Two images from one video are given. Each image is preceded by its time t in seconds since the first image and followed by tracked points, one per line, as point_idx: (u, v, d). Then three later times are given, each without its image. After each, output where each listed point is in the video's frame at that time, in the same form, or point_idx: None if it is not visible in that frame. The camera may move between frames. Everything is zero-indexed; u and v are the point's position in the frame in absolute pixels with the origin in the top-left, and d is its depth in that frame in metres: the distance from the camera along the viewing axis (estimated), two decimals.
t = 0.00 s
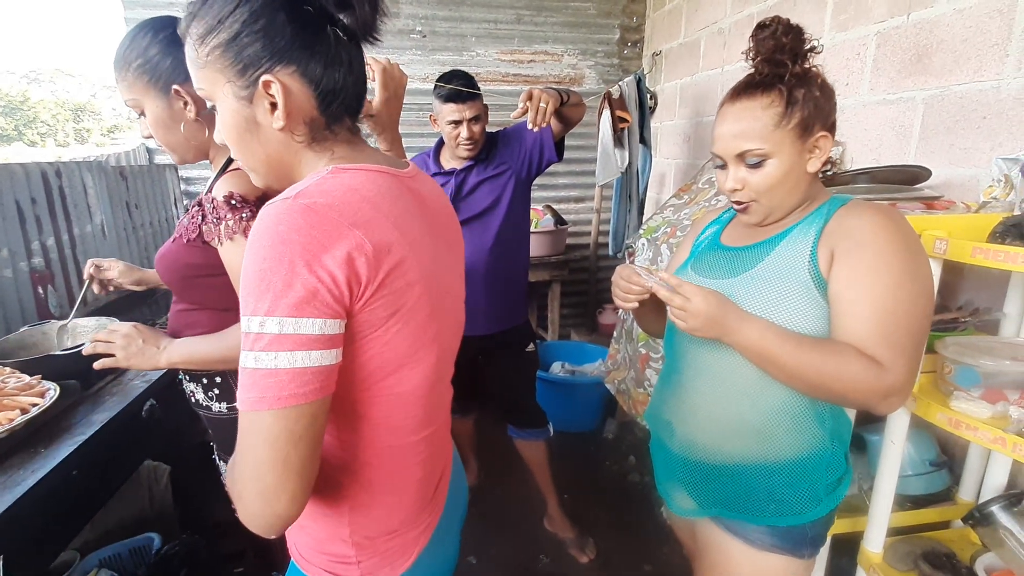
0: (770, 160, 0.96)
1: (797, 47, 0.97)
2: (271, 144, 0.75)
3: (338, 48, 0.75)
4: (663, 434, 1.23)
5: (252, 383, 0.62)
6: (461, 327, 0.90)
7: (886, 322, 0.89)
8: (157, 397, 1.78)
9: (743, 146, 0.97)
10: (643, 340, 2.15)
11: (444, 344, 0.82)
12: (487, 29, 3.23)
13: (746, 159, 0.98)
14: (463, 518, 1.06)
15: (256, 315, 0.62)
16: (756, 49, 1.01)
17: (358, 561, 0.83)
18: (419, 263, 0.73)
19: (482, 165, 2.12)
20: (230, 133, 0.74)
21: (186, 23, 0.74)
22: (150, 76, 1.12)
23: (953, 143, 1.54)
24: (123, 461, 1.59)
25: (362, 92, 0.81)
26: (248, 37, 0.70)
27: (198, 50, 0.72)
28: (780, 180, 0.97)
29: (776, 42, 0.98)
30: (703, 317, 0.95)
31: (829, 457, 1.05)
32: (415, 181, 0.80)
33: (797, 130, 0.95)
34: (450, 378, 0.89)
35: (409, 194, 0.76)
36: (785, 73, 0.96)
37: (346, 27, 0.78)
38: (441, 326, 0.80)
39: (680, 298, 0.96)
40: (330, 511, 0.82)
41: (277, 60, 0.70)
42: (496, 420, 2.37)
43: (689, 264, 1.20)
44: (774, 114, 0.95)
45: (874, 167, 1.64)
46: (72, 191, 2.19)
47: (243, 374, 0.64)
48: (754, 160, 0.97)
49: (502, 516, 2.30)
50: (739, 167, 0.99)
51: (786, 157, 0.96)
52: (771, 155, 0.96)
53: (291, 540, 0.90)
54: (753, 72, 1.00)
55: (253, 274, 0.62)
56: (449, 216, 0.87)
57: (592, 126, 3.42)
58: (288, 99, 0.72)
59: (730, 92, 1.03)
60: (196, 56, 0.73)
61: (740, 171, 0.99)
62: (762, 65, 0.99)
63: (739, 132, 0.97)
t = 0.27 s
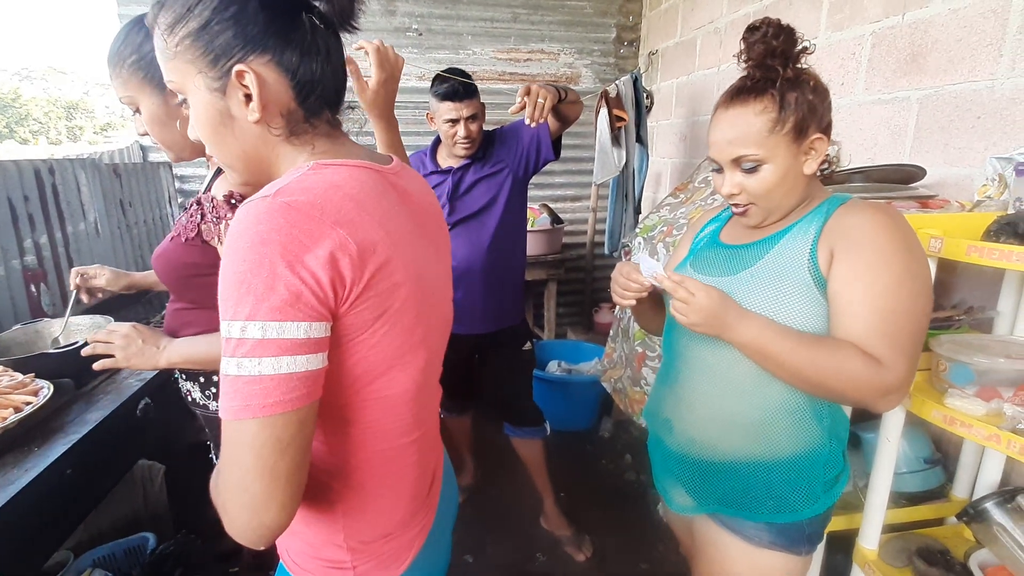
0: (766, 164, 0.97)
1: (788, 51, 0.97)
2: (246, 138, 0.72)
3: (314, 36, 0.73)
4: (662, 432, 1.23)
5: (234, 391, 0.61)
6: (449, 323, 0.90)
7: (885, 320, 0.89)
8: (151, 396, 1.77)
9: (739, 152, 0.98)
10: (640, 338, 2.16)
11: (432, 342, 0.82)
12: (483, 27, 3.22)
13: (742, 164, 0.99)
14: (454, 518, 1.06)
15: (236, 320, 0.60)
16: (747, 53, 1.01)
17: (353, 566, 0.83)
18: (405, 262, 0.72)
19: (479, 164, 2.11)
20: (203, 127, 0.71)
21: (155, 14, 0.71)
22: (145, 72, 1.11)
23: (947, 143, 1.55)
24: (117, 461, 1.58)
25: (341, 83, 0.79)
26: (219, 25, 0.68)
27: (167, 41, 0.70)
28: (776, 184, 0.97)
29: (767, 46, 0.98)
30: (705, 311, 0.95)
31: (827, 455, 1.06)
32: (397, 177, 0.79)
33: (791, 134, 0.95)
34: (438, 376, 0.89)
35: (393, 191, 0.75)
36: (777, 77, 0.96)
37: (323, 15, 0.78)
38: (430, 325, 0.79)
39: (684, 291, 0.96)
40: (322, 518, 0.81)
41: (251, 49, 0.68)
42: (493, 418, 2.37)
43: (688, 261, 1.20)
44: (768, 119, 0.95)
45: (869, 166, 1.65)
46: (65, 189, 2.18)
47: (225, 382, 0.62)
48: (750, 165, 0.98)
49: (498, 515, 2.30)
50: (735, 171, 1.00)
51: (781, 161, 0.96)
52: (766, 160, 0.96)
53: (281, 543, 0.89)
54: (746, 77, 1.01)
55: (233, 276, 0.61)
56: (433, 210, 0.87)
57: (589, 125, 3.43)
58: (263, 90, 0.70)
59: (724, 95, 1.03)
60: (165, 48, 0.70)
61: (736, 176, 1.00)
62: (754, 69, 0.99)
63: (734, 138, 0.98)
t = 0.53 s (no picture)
0: (761, 173, 0.97)
1: (777, 60, 0.98)
2: (223, 138, 0.69)
3: (293, 29, 0.69)
4: (666, 431, 1.24)
5: (196, 413, 0.57)
6: (439, 330, 0.84)
7: (889, 319, 0.90)
8: (151, 394, 1.77)
9: (733, 161, 0.99)
10: (639, 337, 2.16)
11: (416, 353, 0.76)
12: (482, 26, 3.23)
13: (738, 172, 1.00)
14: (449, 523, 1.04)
15: (194, 337, 0.57)
16: (738, 62, 1.02)
17: None
18: (380, 273, 0.67)
19: (479, 163, 2.11)
20: (178, 125, 0.68)
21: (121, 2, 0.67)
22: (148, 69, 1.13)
23: (945, 143, 1.56)
24: (118, 459, 1.58)
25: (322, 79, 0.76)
26: (190, 18, 0.64)
27: (136, 35, 0.66)
28: (772, 191, 0.98)
29: (755, 57, 0.99)
30: (709, 309, 0.96)
31: (830, 452, 1.07)
32: (380, 176, 0.74)
33: (786, 143, 0.96)
34: (426, 386, 0.83)
35: (372, 194, 0.69)
36: (767, 87, 0.96)
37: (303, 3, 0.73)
38: (412, 335, 0.74)
39: (692, 287, 0.97)
40: (301, 529, 0.78)
41: (224, 45, 0.65)
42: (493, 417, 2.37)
43: (690, 261, 1.21)
44: (762, 129, 0.96)
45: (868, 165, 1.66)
46: (63, 187, 2.17)
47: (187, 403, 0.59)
48: (746, 173, 0.98)
49: (498, 514, 2.31)
50: (732, 179, 1.01)
51: (777, 170, 0.97)
52: (761, 169, 0.97)
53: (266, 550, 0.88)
54: (737, 86, 1.01)
55: (189, 291, 0.57)
56: (422, 210, 0.81)
57: (588, 124, 3.43)
58: (238, 88, 0.66)
59: (717, 104, 1.03)
60: (134, 42, 0.67)
61: (733, 183, 1.01)
62: (744, 79, 1.00)
63: (729, 147, 0.99)
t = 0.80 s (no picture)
0: (753, 178, 0.98)
1: (764, 62, 0.98)
2: (158, 130, 0.66)
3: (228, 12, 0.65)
4: (670, 431, 1.24)
5: (93, 430, 0.55)
6: (397, 330, 0.78)
7: (887, 319, 0.90)
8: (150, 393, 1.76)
9: (724, 167, 1.00)
10: (637, 336, 2.17)
11: (358, 356, 0.70)
12: (482, 26, 3.23)
13: (730, 177, 1.00)
14: (433, 529, 1.01)
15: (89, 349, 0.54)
16: (724, 66, 1.02)
17: None
18: (299, 280, 0.62)
19: (479, 163, 2.11)
20: (114, 117, 0.66)
21: None
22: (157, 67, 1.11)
23: (943, 142, 1.57)
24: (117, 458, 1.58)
25: (269, 65, 0.72)
26: (114, 4, 0.61)
27: (64, 22, 0.63)
28: (766, 195, 0.98)
29: (742, 61, 0.99)
30: (707, 315, 0.97)
31: (833, 449, 1.08)
32: (315, 168, 0.69)
33: (776, 148, 0.96)
34: (380, 391, 0.77)
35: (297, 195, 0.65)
36: (755, 91, 0.97)
37: None
38: (348, 339, 0.68)
39: (689, 296, 0.97)
40: (252, 538, 0.76)
41: (149, 31, 0.61)
42: (493, 417, 2.37)
43: (688, 264, 1.22)
44: (752, 134, 0.96)
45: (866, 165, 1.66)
46: (62, 186, 2.17)
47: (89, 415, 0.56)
48: (737, 179, 0.99)
49: (497, 512, 2.31)
50: (725, 184, 1.02)
51: (769, 175, 0.97)
52: (752, 175, 0.98)
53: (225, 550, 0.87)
54: (725, 90, 1.01)
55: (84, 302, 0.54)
56: (373, 201, 0.75)
57: (587, 124, 3.44)
58: (166, 77, 0.63)
59: (707, 109, 1.04)
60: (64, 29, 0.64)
61: (726, 188, 1.01)
62: (732, 83, 1.00)
63: (719, 153, 1.00)
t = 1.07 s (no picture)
0: (755, 180, 0.98)
1: (762, 63, 0.98)
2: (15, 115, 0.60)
3: None
4: (672, 431, 1.24)
5: None
6: (306, 328, 0.70)
7: (888, 319, 0.90)
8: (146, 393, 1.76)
9: (726, 168, 1.00)
10: (636, 335, 2.17)
11: (244, 362, 0.64)
12: (481, 24, 3.23)
13: (731, 178, 1.00)
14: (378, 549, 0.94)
15: None
16: (723, 68, 1.02)
17: None
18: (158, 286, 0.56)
19: (479, 163, 2.11)
20: None
21: None
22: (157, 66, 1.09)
23: (941, 142, 1.57)
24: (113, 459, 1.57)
25: (143, 42, 0.66)
26: None
27: None
28: (767, 196, 0.99)
29: (741, 63, 0.99)
30: (711, 320, 0.97)
31: (835, 447, 1.08)
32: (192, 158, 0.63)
33: (777, 148, 0.96)
34: (286, 397, 0.70)
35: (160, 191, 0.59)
36: (756, 92, 0.97)
37: None
38: (227, 345, 0.62)
39: (692, 301, 0.97)
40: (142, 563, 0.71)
41: None
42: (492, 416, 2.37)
43: (687, 266, 1.22)
44: (753, 136, 0.96)
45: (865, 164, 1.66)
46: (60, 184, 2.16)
47: None
48: (739, 180, 0.99)
49: (496, 511, 2.31)
50: (725, 185, 1.01)
51: (770, 176, 0.98)
52: (754, 176, 0.98)
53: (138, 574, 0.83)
54: (724, 91, 1.01)
55: None
56: (270, 188, 0.68)
57: (587, 123, 3.44)
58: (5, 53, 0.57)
59: (706, 109, 1.04)
60: None
61: (727, 189, 1.01)
62: (731, 85, 1.00)
63: (720, 155, 0.99)
